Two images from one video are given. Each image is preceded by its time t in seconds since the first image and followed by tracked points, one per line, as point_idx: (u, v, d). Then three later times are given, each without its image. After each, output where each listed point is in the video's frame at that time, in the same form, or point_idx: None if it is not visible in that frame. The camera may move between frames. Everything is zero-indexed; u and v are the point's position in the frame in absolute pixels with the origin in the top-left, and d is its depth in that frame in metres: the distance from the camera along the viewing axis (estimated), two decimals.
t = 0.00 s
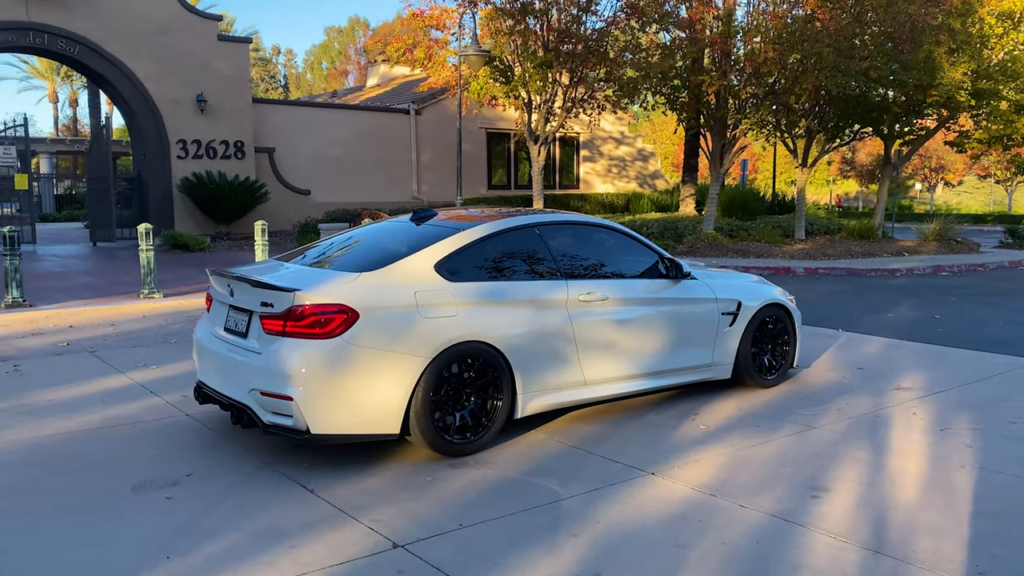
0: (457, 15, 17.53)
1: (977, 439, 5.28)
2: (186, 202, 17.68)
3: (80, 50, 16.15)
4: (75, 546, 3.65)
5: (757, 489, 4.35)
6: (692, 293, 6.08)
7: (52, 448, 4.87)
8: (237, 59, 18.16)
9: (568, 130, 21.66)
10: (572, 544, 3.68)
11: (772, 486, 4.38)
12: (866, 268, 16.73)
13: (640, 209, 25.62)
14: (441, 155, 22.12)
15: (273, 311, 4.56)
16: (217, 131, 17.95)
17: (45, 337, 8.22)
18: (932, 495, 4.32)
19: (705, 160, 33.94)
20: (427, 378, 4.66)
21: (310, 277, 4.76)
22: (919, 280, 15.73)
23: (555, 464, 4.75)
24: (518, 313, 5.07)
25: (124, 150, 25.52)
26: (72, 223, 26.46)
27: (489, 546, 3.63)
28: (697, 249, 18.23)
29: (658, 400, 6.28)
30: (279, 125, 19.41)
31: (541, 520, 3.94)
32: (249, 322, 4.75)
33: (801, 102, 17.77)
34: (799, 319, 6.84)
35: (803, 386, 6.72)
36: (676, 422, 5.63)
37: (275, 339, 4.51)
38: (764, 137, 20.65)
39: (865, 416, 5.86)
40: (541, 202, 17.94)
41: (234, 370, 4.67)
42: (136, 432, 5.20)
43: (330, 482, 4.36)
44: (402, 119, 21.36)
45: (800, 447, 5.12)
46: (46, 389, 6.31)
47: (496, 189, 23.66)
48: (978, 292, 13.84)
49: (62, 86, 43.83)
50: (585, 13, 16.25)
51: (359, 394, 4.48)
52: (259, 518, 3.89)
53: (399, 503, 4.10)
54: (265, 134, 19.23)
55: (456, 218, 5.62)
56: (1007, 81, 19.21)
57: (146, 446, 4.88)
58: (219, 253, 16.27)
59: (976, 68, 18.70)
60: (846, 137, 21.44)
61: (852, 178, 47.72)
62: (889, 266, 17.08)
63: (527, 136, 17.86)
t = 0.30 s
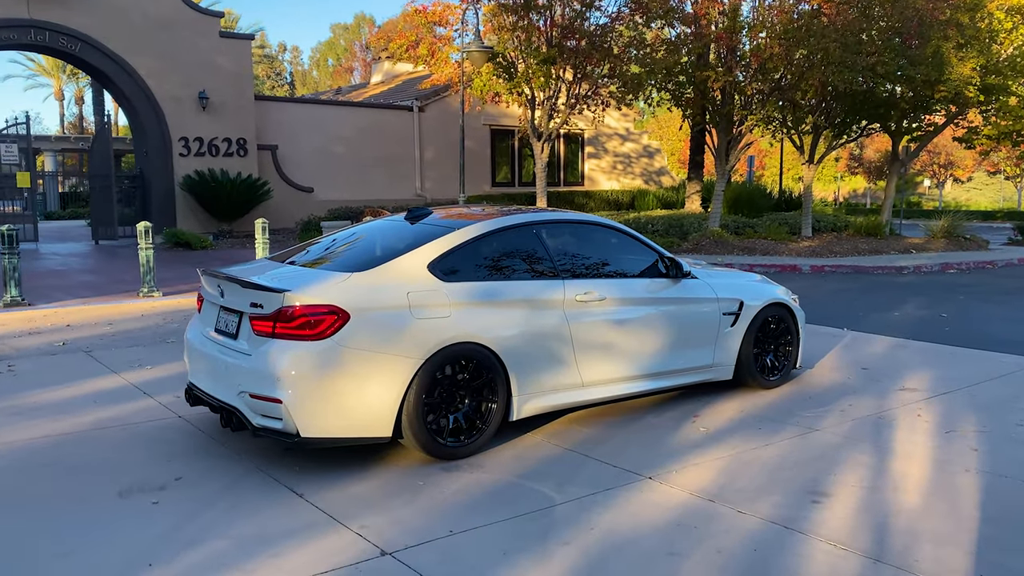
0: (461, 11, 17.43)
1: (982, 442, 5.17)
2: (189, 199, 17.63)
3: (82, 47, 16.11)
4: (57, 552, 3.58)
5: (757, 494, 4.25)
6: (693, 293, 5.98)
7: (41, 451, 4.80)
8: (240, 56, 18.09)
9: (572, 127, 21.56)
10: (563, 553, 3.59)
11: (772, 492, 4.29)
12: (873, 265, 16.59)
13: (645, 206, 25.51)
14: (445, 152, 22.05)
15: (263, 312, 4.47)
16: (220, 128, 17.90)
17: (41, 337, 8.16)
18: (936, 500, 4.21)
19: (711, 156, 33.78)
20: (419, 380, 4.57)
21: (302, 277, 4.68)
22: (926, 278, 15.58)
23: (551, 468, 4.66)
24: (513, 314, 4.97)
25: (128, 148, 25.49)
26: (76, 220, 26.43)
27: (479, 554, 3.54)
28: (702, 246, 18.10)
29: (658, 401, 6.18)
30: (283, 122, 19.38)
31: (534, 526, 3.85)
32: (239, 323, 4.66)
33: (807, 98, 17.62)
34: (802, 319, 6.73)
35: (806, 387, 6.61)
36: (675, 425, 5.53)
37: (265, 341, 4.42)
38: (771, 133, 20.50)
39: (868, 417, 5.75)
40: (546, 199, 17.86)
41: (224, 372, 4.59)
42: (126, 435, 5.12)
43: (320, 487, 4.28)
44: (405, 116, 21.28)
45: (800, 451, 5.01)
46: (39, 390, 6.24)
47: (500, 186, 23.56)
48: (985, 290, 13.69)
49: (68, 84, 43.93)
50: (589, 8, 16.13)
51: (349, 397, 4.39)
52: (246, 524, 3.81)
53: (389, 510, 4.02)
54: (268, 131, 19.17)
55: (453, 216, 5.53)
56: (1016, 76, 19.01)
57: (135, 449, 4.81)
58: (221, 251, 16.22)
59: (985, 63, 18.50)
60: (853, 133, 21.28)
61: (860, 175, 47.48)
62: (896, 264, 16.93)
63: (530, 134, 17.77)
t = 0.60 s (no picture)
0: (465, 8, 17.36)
1: (989, 442, 5.10)
2: (193, 197, 17.62)
3: (86, 44, 16.09)
4: (49, 554, 3.53)
5: (759, 495, 4.19)
6: (696, 291, 5.91)
7: (36, 450, 4.76)
8: (243, 53, 18.06)
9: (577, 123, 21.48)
10: (561, 555, 3.54)
11: (775, 493, 4.22)
12: (880, 262, 16.48)
13: (651, 203, 25.44)
14: (449, 149, 22.00)
15: (259, 310, 4.43)
16: (224, 126, 17.88)
17: (42, 335, 8.14)
18: (940, 502, 4.14)
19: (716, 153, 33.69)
20: (417, 380, 4.52)
21: (299, 275, 4.63)
22: (933, 275, 15.46)
23: (550, 468, 4.60)
24: (512, 313, 4.92)
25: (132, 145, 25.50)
26: (81, 218, 26.47)
27: (476, 556, 3.49)
28: (708, 243, 18.00)
29: (660, 400, 6.12)
30: (287, 120, 19.43)
31: (532, 527, 3.80)
32: (235, 322, 4.61)
33: (814, 94, 17.51)
34: (806, 317, 6.66)
35: (810, 386, 6.54)
36: (677, 424, 5.47)
37: (261, 340, 4.38)
38: (777, 130, 20.39)
39: (874, 417, 5.67)
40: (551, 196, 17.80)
41: (220, 371, 4.55)
42: (122, 435, 5.08)
43: (317, 487, 4.23)
44: (410, 113, 21.24)
45: (804, 451, 4.94)
46: (37, 389, 6.21)
47: (505, 183, 23.50)
48: (993, 287, 13.57)
49: (75, 82, 44.07)
50: (593, 4, 16.05)
51: (346, 397, 4.34)
52: (241, 525, 3.76)
53: (385, 510, 3.96)
54: (272, 129, 19.17)
55: (453, 213, 5.47)
56: None
57: (131, 449, 4.76)
58: (225, 248, 16.20)
59: (994, 58, 18.31)
60: (860, 129, 21.15)
61: (867, 171, 47.26)
62: (903, 260, 16.81)
63: (535, 130, 17.69)
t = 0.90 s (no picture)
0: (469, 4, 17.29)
1: (995, 440, 5.04)
2: (197, 194, 17.62)
3: (89, 42, 16.07)
4: (43, 554, 3.50)
5: (760, 494, 4.14)
6: (699, 287, 5.86)
7: (33, 449, 4.74)
8: (247, 50, 18.04)
9: (582, 120, 21.42)
10: (559, 554, 3.50)
11: (776, 491, 4.18)
12: (886, 259, 16.39)
13: (656, 199, 25.37)
14: (454, 146, 21.95)
15: (256, 307, 4.40)
16: (228, 123, 17.86)
17: (44, 332, 8.13)
18: (944, 501, 4.09)
19: (721, 149, 33.55)
20: (415, 377, 4.48)
21: (298, 272, 4.60)
22: (940, 272, 15.37)
23: (550, 466, 4.56)
24: (512, 310, 4.88)
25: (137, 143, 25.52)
26: (87, 216, 26.51)
27: (472, 556, 3.45)
28: (713, 240, 17.93)
29: (663, 398, 6.07)
30: (291, 117, 19.34)
31: (530, 527, 3.76)
32: (233, 319, 4.58)
33: (819, 90, 17.42)
34: (809, 314, 6.60)
35: (814, 383, 6.49)
36: (679, 422, 5.42)
37: (258, 337, 4.35)
38: (782, 126, 20.29)
39: (877, 414, 5.62)
40: (556, 193, 17.72)
41: (218, 368, 4.52)
42: (121, 433, 5.05)
43: (314, 486, 4.20)
44: (413, 110, 21.19)
45: (806, 449, 4.89)
46: (37, 387, 6.20)
47: (510, 180, 23.44)
48: (1000, 284, 13.47)
49: (81, 79, 44.20)
50: None
51: (344, 395, 4.31)
52: (236, 525, 3.74)
53: (382, 510, 3.93)
54: (276, 126, 19.15)
55: (453, 209, 5.44)
56: None
57: (129, 448, 4.74)
58: (229, 246, 16.19)
59: (1001, 53, 18.08)
60: (866, 125, 21.02)
61: (874, 167, 47.08)
62: (910, 257, 16.71)
63: (539, 127, 17.62)
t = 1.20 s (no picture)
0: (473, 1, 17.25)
1: (1000, 439, 4.99)
2: (201, 191, 17.60)
3: (94, 39, 16.04)
4: (38, 553, 3.47)
5: (762, 493, 4.10)
6: (702, 285, 5.81)
7: (31, 447, 4.72)
8: (252, 47, 18.03)
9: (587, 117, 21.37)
10: (558, 554, 3.45)
11: (778, 491, 4.13)
12: (892, 256, 16.30)
13: (661, 197, 25.30)
14: (458, 143, 21.91)
15: (254, 305, 4.37)
16: (232, 121, 17.85)
17: (45, 330, 8.11)
18: (949, 501, 4.04)
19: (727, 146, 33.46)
20: (414, 375, 4.44)
21: (296, 269, 4.57)
22: (947, 269, 15.27)
23: (550, 465, 4.52)
24: (513, 307, 4.84)
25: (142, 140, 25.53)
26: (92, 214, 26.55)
27: (470, 555, 3.41)
28: (718, 237, 17.85)
29: (666, 396, 6.03)
30: (295, 114, 19.32)
31: (529, 526, 3.72)
32: (231, 317, 4.55)
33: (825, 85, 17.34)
34: (814, 312, 6.55)
35: (818, 381, 6.43)
36: (681, 421, 5.38)
37: (256, 335, 4.32)
38: (788, 123, 20.20)
39: (882, 413, 5.56)
40: (560, 190, 17.66)
41: (216, 366, 4.49)
42: (120, 431, 5.03)
43: (312, 485, 4.17)
44: (418, 107, 21.15)
45: (809, 448, 4.84)
46: (37, 384, 6.17)
47: (515, 178, 23.41)
48: (1008, 281, 13.36)
49: (88, 77, 44.30)
50: None
51: (342, 392, 4.27)
52: (232, 524, 3.70)
53: (379, 509, 3.90)
54: (281, 123, 19.12)
55: (454, 206, 5.40)
56: None
57: (127, 446, 4.71)
58: (233, 243, 16.18)
59: (1009, 49, 17.97)
60: (873, 121, 20.92)
61: (881, 164, 46.92)
62: (916, 254, 16.62)
63: (543, 123, 17.58)
